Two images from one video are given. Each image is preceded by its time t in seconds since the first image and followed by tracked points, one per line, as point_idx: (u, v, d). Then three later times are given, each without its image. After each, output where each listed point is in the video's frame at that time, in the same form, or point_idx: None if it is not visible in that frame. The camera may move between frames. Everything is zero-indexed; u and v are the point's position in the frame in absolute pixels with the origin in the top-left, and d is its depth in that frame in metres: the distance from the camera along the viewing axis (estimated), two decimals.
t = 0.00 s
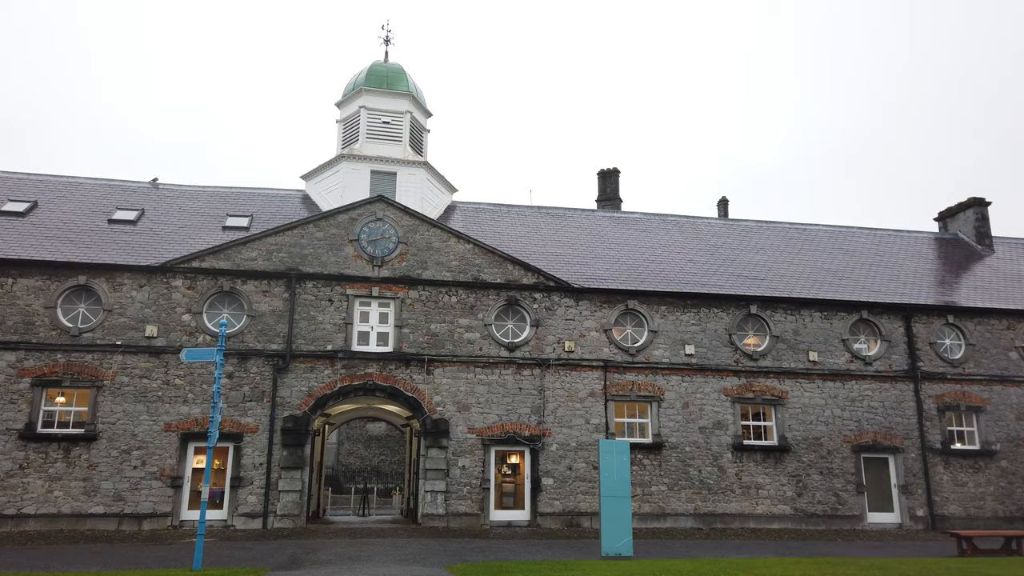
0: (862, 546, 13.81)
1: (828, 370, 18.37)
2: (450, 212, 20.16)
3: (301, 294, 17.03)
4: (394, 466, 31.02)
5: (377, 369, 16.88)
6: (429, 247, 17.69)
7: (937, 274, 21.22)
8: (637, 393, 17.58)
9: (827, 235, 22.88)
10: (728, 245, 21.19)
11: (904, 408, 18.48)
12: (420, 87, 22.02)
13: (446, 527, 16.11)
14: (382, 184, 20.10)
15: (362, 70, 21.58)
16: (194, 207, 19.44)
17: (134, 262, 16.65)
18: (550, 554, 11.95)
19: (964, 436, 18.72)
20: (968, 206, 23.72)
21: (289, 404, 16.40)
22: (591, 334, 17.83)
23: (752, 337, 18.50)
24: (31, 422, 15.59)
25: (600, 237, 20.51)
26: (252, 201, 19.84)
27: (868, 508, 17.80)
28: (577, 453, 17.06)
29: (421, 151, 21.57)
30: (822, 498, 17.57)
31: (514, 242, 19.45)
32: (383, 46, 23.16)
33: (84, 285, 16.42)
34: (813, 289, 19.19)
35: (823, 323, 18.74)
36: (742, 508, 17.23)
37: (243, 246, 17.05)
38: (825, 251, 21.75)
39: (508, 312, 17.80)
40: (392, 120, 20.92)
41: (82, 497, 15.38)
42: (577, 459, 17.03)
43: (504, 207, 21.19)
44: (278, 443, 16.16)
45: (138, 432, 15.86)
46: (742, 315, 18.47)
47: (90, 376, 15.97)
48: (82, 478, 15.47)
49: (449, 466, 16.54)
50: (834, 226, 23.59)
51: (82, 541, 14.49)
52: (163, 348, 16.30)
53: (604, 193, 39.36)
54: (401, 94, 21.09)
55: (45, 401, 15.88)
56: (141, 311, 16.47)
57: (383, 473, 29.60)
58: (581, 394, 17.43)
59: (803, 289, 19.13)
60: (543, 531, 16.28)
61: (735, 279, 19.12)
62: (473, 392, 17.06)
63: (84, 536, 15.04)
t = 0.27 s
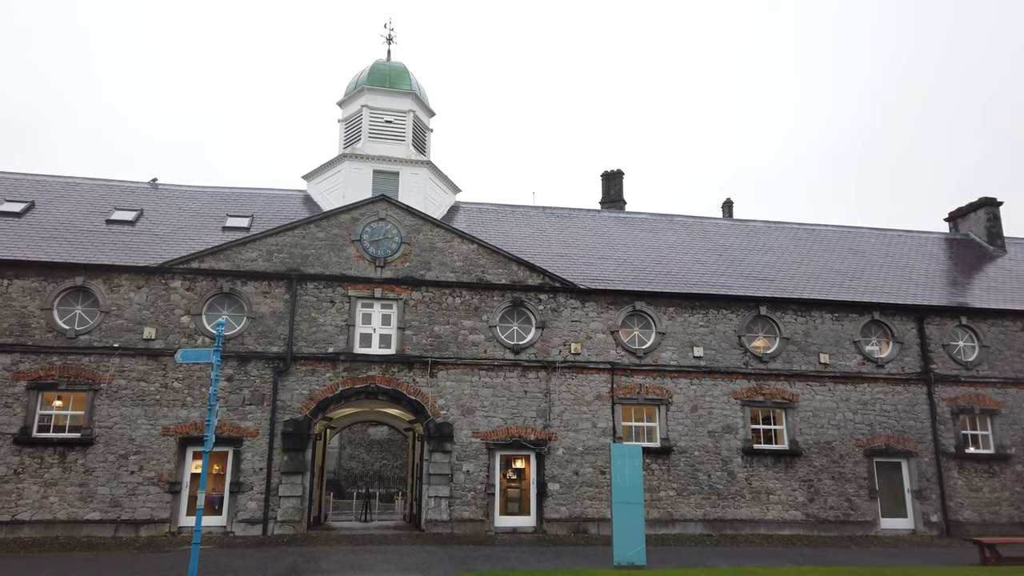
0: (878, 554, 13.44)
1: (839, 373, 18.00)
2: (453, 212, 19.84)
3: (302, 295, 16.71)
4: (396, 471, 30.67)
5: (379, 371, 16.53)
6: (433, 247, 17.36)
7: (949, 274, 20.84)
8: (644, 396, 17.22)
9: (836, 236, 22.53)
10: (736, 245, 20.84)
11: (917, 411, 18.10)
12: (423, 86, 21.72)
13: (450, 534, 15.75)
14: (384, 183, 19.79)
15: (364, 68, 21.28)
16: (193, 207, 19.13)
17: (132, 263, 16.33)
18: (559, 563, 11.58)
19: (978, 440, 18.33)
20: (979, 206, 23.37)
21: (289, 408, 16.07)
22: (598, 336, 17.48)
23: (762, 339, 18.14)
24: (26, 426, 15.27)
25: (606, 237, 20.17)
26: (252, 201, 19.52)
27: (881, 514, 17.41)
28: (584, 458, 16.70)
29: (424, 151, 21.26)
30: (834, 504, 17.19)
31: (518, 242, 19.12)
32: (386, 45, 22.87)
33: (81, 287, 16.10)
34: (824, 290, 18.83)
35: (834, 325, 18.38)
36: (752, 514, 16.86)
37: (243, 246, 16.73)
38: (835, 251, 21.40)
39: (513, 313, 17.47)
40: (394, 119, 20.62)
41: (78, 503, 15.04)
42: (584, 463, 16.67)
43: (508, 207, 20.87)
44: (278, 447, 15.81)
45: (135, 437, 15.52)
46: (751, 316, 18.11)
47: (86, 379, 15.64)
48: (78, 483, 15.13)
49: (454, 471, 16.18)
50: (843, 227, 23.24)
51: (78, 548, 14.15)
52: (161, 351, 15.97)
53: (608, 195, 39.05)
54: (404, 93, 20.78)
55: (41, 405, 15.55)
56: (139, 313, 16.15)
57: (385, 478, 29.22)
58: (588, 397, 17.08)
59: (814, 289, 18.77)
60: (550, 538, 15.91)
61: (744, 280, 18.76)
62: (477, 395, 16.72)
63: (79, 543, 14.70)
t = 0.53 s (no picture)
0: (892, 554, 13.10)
1: (849, 370, 17.67)
2: (455, 206, 19.51)
3: (301, 290, 16.38)
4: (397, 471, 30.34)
5: (380, 368, 16.21)
6: (435, 242, 17.03)
7: (959, 270, 20.50)
8: (651, 393, 16.89)
9: (844, 231, 22.20)
10: (743, 241, 20.51)
11: (928, 409, 17.77)
12: (425, 79, 21.39)
13: (453, 534, 15.43)
14: (386, 177, 19.47)
15: (365, 61, 20.96)
16: (191, 201, 18.81)
17: (128, 257, 16.01)
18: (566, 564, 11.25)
19: (991, 438, 18.00)
20: (988, 202, 23.05)
21: (289, 405, 15.74)
22: (603, 332, 17.15)
23: (770, 336, 17.81)
24: (19, 424, 14.95)
25: (611, 232, 19.85)
26: (251, 196, 19.20)
27: (892, 513, 17.08)
28: (589, 456, 16.37)
29: (426, 144, 20.94)
30: (844, 503, 16.86)
31: (522, 237, 18.79)
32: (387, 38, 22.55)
33: (76, 282, 15.78)
34: (833, 285, 18.50)
35: (844, 321, 18.05)
36: (761, 513, 16.53)
37: (241, 240, 16.41)
38: (843, 247, 21.06)
39: (517, 309, 17.14)
40: (396, 112, 20.29)
41: (73, 502, 14.72)
42: (589, 462, 16.34)
43: (511, 202, 20.54)
44: (278, 445, 15.49)
45: (132, 434, 15.20)
46: (759, 312, 17.78)
47: (81, 375, 15.32)
48: (73, 482, 14.81)
49: (456, 470, 15.86)
50: (851, 222, 22.90)
51: (72, 548, 13.82)
52: (158, 347, 15.65)
53: (611, 192, 38.73)
54: (406, 86, 20.46)
55: (35, 402, 15.23)
56: (135, 308, 15.82)
57: (386, 477, 28.89)
58: (593, 394, 16.74)
59: (823, 285, 18.43)
60: (554, 538, 15.59)
61: (751, 276, 18.43)
62: (480, 393, 16.39)
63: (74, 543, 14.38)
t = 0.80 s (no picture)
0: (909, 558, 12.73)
1: (860, 368, 17.30)
2: (458, 202, 19.15)
3: (301, 287, 16.02)
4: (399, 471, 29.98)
5: (382, 367, 15.86)
6: (437, 237, 16.67)
7: (971, 267, 20.12)
8: (658, 392, 16.53)
9: (853, 227, 21.82)
10: (751, 237, 20.14)
11: (941, 408, 17.41)
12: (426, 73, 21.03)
13: (456, 536, 15.07)
14: (387, 172, 19.12)
15: (366, 55, 20.60)
16: (189, 197, 18.45)
17: (124, 253, 15.66)
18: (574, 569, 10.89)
19: (1005, 437, 17.63)
20: (999, 197, 22.68)
21: (288, 404, 15.39)
22: (609, 330, 16.79)
23: (779, 333, 17.44)
24: (12, 423, 14.60)
25: (616, 228, 19.48)
26: (250, 191, 18.84)
27: (905, 514, 16.71)
28: (595, 456, 16.01)
29: (428, 139, 20.58)
30: (856, 504, 16.49)
31: (526, 233, 18.43)
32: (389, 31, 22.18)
33: (71, 278, 15.43)
34: (844, 282, 18.13)
35: (855, 318, 17.68)
36: (771, 515, 16.17)
37: (240, 236, 16.05)
38: (853, 243, 20.69)
39: (521, 306, 16.79)
40: (397, 106, 19.94)
41: (67, 503, 14.37)
42: (596, 462, 15.98)
43: (515, 198, 20.17)
44: (277, 445, 15.14)
45: (127, 434, 14.85)
46: (768, 309, 17.42)
47: (76, 374, 14.97)
48: (67, 483, 14.46)
49: (460, 470, 15.50)
50: (860, 218, 22.52)
51: (66, 551, 13.47)
52: (154, 345, 15.30)
53: (614, 189, 38.38)
54: (407, 79, 20.10)
55: (29, 401, 14.88)
56: (131, 305, 15.47)
57: (387, 478, 28.54)
58: (599, 393, 16.38)
59: (833, 282, 18.06)
60: (560, 540, 15.23)
61: (760, 272, 18.07)
62: (484, 392, 16.03)
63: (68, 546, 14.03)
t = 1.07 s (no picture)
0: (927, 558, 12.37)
1: (873, 364, 16.93)
2: (461, 194, 18.78)
3: (301, 280, 15.66)
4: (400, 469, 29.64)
5: (384, 362, 15.49)
6: (440, 230, 16.30)
7: (984, 260, 19.74)
8: (667, 388, 16.16)
9: (863, 220, 21.43)
10: (760, 230, 19.76)
11: (955, 404, 17.04)
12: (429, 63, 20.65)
13: (460, 535, 14.72)
14: (389, 164, 18.75)
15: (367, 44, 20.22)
16: (187, 189, 18.09)
17: (120, 246, 15.29)
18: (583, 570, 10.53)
19: (1020, 434, 17.25)
20: (1011, 190, 22.28)
21: (288, 400, 15.03)
22: (616, 324, 16.42)
23: (790, 328, 17.07)
24: (5, 420, 14.24)
25: (623, 221, 19.10)
26: (249, 183, 18.48)
27: (919, 513, 16.35)
28: (602, 454, 15.65)
29: (430, 131, 20.20)
30: (869, 503, 16.13)
31: (530, 226, 18.06)
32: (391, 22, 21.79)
33: (65, 271, 15.07)
34: (855, 275, 17.75)
35: (867, 313, 17.30)
36: (782, 513, 15.81)
37: (238, 228, 15.69)
38: (863, 236, 20.30)
39: (526, 300, 16.42)
40: (399, 96, 19.56)
41: (62, 502, 14.02)
42: (603, 460, 15.61)
43: (519, 190, 19.80)
44: (277, 442, 14.78)
45: (123, 431, 14.49)
46: (779, 304, 17.04)
47: (71, 369, 14.61)
48: (62, 481, 14.11)
49: (464, 468, 15.14)
50: (870, 212, 22.13)
51: (60, 550, 13.12)
52: (151, 339, 14.94)
53: (617, 184, 37.98)
54: (409, 69, 19.72)
55: (22, 397, 14.52)
56: (127, 299, 15.11)
57: (389, 475, 28.20)
58: (606, 389, 16.02)
59: (844, 275, 17.69)
60: (567, 539, 14.88)
61: (770, 266, 17.69)
62: (488, 387, 15.67)
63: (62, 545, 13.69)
